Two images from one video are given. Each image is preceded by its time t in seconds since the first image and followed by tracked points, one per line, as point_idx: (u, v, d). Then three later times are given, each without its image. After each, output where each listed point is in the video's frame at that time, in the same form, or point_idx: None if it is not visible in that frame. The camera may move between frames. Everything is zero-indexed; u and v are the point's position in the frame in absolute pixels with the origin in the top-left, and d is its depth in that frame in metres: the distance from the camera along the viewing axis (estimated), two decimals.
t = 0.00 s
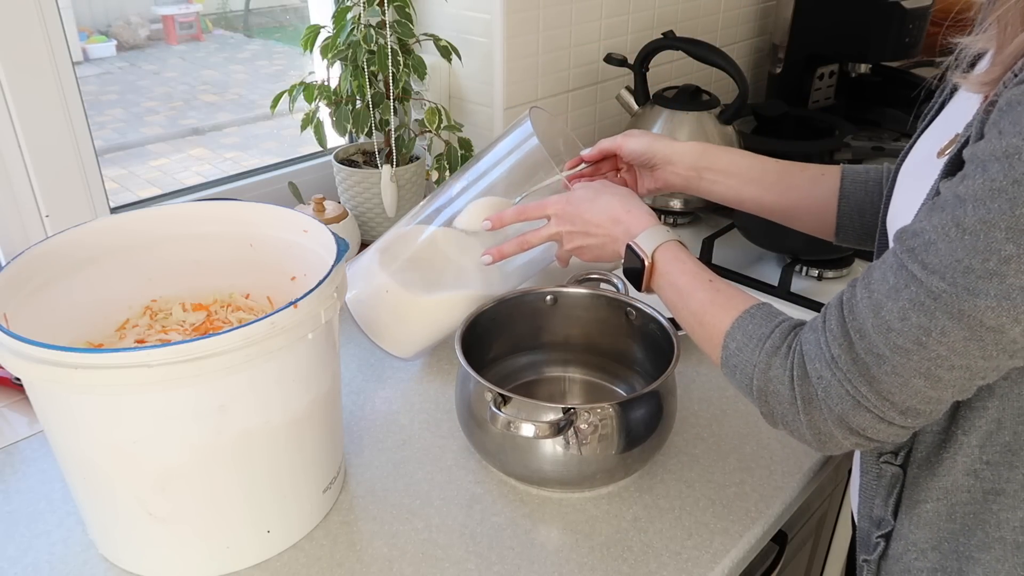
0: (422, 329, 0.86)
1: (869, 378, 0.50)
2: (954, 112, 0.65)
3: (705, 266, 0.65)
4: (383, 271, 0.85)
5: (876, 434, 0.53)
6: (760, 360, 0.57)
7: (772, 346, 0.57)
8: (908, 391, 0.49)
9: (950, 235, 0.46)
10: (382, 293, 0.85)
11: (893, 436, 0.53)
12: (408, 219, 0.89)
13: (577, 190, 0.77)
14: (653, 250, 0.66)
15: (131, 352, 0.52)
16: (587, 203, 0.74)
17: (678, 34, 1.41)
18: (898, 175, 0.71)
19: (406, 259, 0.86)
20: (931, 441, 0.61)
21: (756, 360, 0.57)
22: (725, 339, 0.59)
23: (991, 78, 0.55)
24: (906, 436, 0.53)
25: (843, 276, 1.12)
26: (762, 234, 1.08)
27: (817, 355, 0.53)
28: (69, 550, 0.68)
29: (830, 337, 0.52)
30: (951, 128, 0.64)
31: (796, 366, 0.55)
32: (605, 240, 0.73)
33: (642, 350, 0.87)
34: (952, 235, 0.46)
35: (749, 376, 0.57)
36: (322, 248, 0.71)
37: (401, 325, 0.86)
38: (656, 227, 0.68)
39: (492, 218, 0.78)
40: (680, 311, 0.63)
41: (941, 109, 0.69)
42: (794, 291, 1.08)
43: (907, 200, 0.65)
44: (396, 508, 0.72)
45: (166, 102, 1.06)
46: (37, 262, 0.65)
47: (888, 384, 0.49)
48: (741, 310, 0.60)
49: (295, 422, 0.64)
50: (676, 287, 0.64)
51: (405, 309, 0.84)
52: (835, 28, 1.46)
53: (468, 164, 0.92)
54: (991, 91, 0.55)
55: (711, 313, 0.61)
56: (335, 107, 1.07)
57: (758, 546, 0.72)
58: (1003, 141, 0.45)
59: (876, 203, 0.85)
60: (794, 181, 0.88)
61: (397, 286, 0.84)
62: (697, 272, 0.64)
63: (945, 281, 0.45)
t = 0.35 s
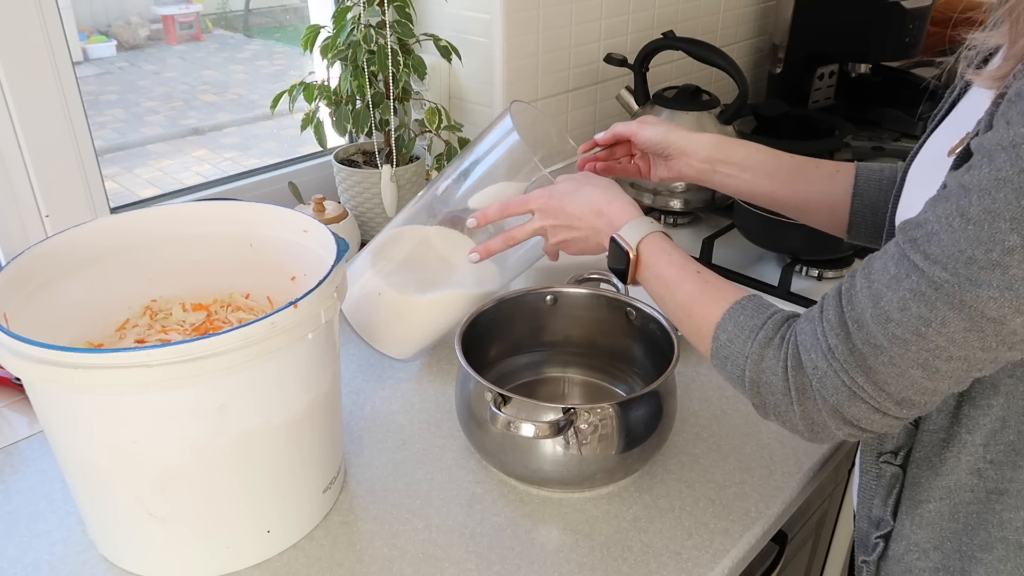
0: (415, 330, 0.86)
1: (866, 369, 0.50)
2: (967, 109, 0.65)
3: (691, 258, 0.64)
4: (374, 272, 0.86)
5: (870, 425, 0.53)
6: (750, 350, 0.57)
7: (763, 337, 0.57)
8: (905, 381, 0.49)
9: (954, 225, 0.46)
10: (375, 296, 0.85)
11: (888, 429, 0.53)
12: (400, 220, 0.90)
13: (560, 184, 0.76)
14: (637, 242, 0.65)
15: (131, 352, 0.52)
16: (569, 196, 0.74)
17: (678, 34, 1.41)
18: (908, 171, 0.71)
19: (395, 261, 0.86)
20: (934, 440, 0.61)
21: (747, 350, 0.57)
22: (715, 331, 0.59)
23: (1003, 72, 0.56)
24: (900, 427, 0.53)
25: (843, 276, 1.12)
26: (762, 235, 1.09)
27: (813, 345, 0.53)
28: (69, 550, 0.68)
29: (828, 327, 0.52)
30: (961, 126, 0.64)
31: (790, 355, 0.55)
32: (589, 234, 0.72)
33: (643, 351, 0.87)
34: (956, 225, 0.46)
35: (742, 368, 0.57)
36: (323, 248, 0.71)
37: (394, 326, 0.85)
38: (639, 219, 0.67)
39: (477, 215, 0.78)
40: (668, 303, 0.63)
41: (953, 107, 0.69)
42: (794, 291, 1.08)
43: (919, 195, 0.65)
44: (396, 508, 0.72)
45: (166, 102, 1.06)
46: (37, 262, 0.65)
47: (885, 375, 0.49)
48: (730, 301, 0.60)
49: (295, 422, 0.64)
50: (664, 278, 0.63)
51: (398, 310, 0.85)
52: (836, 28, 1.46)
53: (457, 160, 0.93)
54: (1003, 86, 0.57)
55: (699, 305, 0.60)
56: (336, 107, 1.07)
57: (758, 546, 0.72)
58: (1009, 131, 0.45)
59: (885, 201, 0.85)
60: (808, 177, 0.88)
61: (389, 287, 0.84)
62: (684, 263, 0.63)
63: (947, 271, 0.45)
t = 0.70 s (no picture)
0: (408, 331, 0.87)
1: (857, 358, 0.50)
2: (973, 103, 0.65)
3: (669, 247, 0.64)
4: (362, 277, 0.89)
5: (857, 413, 0.53)
6: (734, 338, 0.57)
7: (747, 325, 0.57)
8: (896, 371, 0.49)
9: (956, 217, 0.45)
10: (365, 300, 0.88)
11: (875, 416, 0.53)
12: (386, 221, 0.92)
13: (533, 176, 0.76)
14: (613, 233, 0.65)
15: (131, 352, 0.52)
16: (542, 187, 0.73)
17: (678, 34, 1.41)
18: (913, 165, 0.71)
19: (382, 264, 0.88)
20: (934, 439, 0.60)
21: (732, 338, 0.57)
22: (698, 321, 0.59)
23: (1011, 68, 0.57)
24: (886, 416, 0.53)
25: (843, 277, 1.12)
26: (762, 236, 1.09)
27: (803, 334, 0.53)
28: (68, 550, 0.68)
29: (820, 317, 0.52)
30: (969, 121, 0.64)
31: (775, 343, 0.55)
32: (565, 225, 0.72)
33: (643, 351, 0.87)
34: (959, 217, 0.45)
35: (728, 357, 0.57)
36: (323, 248, 0.71)
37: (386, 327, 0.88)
38: (612, 210, 0.67)
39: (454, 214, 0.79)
40: (649, 294, 0.62)
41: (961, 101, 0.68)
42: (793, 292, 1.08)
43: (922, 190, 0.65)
44: (396, 508, 0.72)
45: (166, 102, 1.06)
46: (37, 262, 0.65)
47: (876, 364, 0.49)
48: (711, 291, 0.60)
49: (295, 422, 0.64)
50: (644, 269, 0.63)
51: (388, 313, 0.87)
52: (836, 27, 1.46)
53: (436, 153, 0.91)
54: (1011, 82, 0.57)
55: (680, 296, 0.60)
56: (336, 107, 1.07)
57: (758, 546, 0.72)
58: (1017, 125, 0.45)
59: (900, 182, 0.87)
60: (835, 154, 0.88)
61: (377, 291, 0.87)
62: (664, 253, 0.63)
63: (948, 264, 0.45)
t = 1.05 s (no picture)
0: (392, 329, 0.88)
1: (825, 334, 0.50)
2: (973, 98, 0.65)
3: (627, 227, 0.64)
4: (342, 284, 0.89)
5: (821, 387, 0.53)
6: (700, 314, 0.56)
7: (711, 300, 0.56)
8: (862, 347, 0.49)
9: (935, 201, 0.45)
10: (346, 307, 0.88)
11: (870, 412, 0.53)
12: (358, 222, 0.92)
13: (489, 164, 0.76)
14: (570, 216, 0.65)
15: (132, 353, 0.52)
16: (498, 173, 0.73)
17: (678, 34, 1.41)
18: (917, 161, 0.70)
19: (358, 266, 0.89)
20: (929, 434, 0.61)
21: (698, 314, 0.56)
22: (664, 298, 0.58)
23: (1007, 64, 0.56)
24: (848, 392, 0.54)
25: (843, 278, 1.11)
26: (762, 237, 1.09)
27: (773, 307, 0.53)
28: (69, 550, 0.68)
29: (791, 291, 0.52)
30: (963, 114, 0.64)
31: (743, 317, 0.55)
32: (524, 210, 0.72)
33: (643, 352, 0.87)
34: (938, 201, 0.45)
35: (693, 331, 0.57)
36: (323, 248, 0.71)
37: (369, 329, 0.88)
38: (567, 193, 0.67)
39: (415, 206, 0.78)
40: (611, 274, 0.62)
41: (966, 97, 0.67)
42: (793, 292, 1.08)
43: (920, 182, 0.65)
44: (396, 508, 0.72)
45: (166, 102, 1.06)
46: (37, 262, 0.65)
47: (844, 340, 0.49)
48: (673, 268, 0.60)
49: (296, 422, 0.64)
50: (605, 249, 0.63)
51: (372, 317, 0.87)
52: (835, 27, 1.45)
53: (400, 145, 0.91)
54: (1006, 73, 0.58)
55: (642, 273, 0.60)
56: (335, 107, 1.07)
57: (758, 546, 0.72)
58: (1001, 113, 0.44)
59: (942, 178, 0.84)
60: (910, 143, 0.82)
61: (356, 294, 0.87)
62: (623, 233, 0.63)
63: (924, 245, 0.45)
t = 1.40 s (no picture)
0: (391, 328, 0.88)
1: (831, 326, 0.50)
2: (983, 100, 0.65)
3: (629, 223, 0.64)
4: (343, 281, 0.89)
5: (825, 380, 0.53)
6: (702, 305, 0.56)
7: (714, 292, 0.56)
8: (868, 341, 0.49)
9: (946, 194, 0.45)
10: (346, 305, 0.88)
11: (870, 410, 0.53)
12: (358, 220, 0.92)
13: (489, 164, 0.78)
14: (571, 212, 0.66)
15: (132, 353, 0.52)
16: (498, 171, 0.74)
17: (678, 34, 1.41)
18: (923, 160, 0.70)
19: (358, 265, 0.89)
20: (935, 434, 0.61)
21: (699, 305, 0.56)
22: (665, 290, 0.58)
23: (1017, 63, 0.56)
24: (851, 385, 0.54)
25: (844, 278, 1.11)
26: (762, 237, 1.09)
27: (778, 299, 0.53)
28: (68, 550, 0.68)
29: (797, 283, 0.52)
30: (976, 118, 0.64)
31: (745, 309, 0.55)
32: (525, 207, 0.73)
33: (643, 350, 0.87)
34: (949, 194, 0.45)
35: (695, 323, 0.56)
36: (323, 249, 0.71)
37: (369, 327, 0.87)
38: (568, 189, 0.67)
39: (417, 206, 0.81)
40: (614, 267, 0.62)
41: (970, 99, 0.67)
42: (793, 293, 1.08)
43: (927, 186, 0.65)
44: (396, 508, 0.72)
45: (166, 102, 1.06)
46: (37, 262, 0.65)
47: (850, 333, 0.49)
48: (675, 261, 0.59)
49: (296, 422, 0.64)
50: (606, 244, 0.63)
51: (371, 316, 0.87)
52: (835, 28, 1.46)
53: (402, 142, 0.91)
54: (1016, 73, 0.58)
55: (643, 266, 0.60)
56: (336, 107, 1.07)
57: (758, 546, 0.72)
58: (1015, 106, 0.44)
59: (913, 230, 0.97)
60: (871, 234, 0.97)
61: (356, 293, 0.87)
62: (624, 228, 0.63)
63: (933, 238, 0.45)
